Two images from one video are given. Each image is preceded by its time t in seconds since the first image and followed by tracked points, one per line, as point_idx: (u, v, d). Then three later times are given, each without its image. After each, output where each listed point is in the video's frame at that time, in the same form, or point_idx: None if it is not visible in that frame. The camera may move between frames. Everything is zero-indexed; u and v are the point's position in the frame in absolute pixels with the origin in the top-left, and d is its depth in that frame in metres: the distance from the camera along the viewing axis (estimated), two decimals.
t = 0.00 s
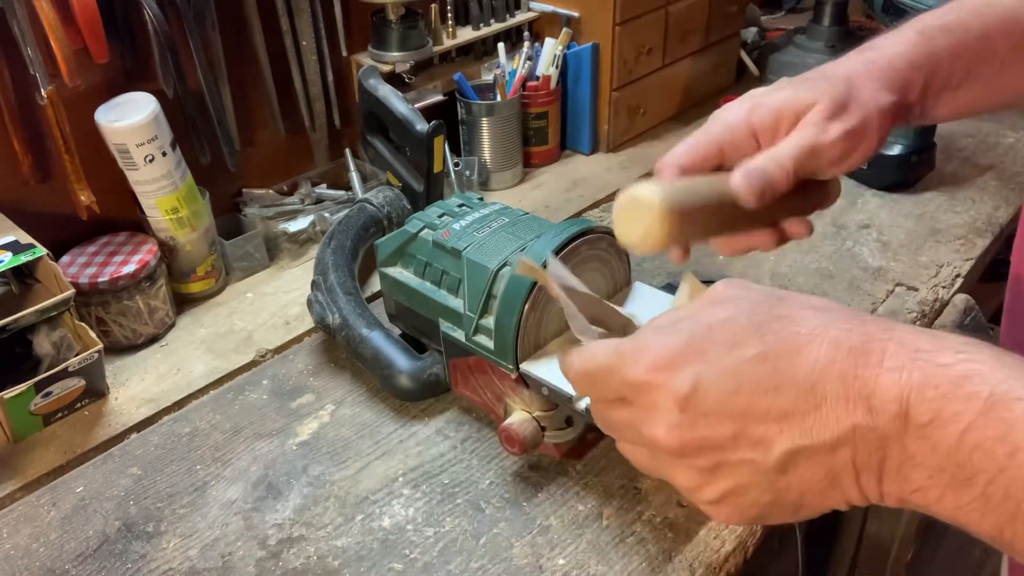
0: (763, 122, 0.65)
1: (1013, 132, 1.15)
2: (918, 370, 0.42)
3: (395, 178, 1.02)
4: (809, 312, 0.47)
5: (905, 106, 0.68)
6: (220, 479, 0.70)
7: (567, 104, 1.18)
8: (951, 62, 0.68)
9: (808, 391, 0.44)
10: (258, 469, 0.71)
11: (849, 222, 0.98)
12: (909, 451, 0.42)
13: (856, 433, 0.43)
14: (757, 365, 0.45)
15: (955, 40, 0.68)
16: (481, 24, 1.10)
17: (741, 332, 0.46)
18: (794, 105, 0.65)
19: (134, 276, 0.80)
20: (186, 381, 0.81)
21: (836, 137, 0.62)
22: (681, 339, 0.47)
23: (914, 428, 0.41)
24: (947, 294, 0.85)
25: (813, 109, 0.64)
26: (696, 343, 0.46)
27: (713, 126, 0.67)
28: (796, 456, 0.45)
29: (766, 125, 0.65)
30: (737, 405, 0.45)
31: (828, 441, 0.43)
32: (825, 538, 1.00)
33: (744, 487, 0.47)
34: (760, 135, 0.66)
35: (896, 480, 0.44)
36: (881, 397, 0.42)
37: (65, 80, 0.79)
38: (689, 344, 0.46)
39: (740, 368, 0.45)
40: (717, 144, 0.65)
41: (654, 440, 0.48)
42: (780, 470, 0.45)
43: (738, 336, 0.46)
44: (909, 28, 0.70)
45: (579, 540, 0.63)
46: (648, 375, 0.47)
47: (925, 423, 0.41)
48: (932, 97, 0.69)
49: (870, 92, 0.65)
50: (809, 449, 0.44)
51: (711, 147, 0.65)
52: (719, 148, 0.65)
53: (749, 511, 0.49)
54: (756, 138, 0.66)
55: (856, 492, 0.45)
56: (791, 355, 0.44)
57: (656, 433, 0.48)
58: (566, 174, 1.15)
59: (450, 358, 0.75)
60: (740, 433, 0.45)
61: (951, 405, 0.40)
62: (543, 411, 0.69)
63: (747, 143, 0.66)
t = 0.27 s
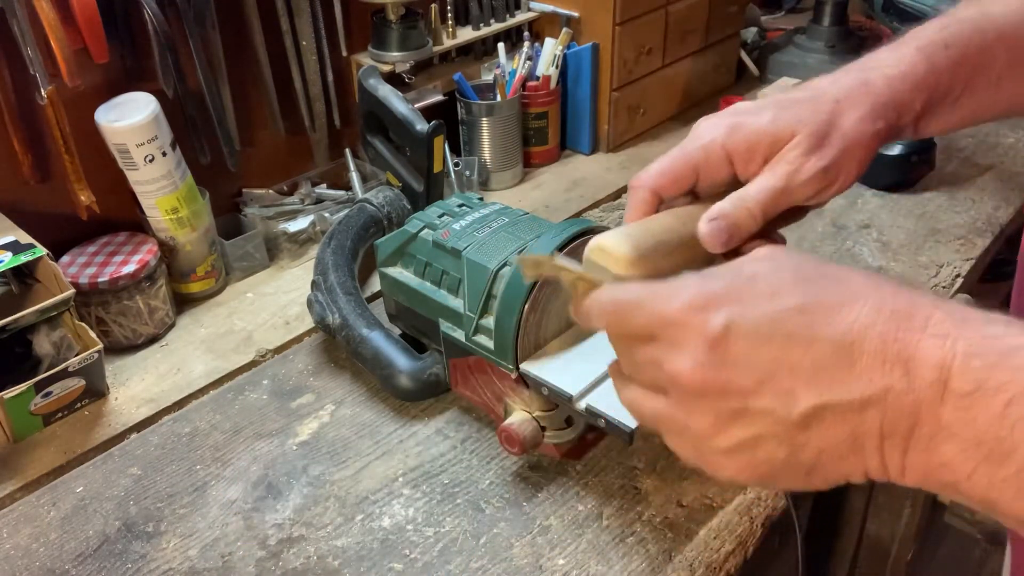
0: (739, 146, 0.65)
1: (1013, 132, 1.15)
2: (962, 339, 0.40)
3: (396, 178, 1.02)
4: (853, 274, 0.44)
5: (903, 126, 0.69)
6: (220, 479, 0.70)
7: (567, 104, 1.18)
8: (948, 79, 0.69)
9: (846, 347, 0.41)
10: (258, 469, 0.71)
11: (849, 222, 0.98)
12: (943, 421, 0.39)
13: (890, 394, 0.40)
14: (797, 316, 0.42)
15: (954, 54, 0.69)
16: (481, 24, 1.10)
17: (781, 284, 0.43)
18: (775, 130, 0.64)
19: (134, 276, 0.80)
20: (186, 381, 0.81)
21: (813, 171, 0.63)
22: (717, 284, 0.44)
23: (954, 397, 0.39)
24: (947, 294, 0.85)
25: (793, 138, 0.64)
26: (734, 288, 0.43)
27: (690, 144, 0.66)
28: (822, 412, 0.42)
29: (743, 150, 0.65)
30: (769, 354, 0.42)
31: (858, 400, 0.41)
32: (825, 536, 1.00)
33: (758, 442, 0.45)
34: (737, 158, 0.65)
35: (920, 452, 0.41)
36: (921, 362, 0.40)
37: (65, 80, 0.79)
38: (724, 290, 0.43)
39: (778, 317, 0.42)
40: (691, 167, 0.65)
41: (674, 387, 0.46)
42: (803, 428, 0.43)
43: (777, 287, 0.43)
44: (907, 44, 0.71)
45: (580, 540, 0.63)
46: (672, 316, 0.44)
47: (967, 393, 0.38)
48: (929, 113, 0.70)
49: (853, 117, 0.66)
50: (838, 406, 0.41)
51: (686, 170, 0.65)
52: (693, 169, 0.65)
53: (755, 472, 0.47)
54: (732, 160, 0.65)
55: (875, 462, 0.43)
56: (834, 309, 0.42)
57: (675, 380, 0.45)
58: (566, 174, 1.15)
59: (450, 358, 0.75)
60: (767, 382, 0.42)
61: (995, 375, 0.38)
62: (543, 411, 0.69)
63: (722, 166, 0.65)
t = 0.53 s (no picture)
0: (745, 145, 0.62)
1: (1013, 132, 1.15)
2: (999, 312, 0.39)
3: (396, 178, 1.02)
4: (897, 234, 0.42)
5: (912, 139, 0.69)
6: (220, 479, 0.70)
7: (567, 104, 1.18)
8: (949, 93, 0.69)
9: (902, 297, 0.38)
10: (257, 469, 0.71)
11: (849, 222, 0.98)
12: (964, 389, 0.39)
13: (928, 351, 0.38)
14: (860, 259, 0.39)
15: (951, 69, 0.70)
16: (481, 24, 1.10)
17: (843, 228, 0.40)
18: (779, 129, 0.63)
19: (134, 276, 0.80)
20: (186, 381, 0.81)
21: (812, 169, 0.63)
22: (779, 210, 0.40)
23: (981, 364, 0.38)
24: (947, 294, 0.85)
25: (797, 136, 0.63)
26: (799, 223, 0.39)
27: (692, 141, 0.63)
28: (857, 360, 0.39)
29: (748, 148, 0.62)
30: (825, 296, 0.38)
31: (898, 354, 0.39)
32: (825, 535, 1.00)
33: (774, 384, 0.42)
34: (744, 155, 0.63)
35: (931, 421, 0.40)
36: (957, 331, 0.38)
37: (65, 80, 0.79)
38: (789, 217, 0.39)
39: (839, 259, 0.38)
40: (699, 162, 0.61)
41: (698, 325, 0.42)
42: (834, 373, 0.40)
43: (838, 229, 0.39)
44: (903, 60, 0.72)
45: (579, 540, 0.63)
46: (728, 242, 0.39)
47: (995, 361, 0.38)
48: (941, 128, 0.70)
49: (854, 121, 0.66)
50: (876, 357, 0.39)
51: (694, 164, 0.61)
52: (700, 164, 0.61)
53: (756, 414, 0.44)
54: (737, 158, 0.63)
55: (879, 427, 0.41)
56: (893, 260, 0.39)
57: (703, 316, 0.41)
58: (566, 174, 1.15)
59: (450, 358, 0.75)
60: (815, 322, 0.39)
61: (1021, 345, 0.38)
62: (543, 411, 0.69)
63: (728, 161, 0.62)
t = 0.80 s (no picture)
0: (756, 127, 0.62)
1: (1013, 132, 1.15)
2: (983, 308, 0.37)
3: (396, 178, 1.02)
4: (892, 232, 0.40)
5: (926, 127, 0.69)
6: (220, 480, 0.70)
7: (567, 104, 1.18)
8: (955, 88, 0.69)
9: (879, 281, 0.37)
10: (258, 469, 0.71)
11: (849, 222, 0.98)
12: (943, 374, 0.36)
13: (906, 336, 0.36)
14: (843, 239, 0.37)
15: (958, 61, 0.70)
16: (481, 24, 1.10)
17: (826, 211, 0.38)
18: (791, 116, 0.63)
19: (134, 276, 0.80)
20: (186, 381, 0.81)
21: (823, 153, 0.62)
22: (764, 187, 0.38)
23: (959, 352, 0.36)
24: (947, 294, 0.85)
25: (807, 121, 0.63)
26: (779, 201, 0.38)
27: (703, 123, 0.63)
28: (828, 334, 0.37)
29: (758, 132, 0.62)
30: (801, 270, 0.36)
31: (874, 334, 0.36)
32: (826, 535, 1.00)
33: (744, 350, 0.39)
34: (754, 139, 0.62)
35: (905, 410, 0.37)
36: (943, 310, 0.37)
37: (65, 80, 0.79)
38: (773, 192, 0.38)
39: (821, 235, 0.37)
40: (711, 143, 0.61)
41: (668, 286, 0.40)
42: (806, 345, 0.37)
43: (819, 213, 0.38)
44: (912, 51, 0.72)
45: (579, 540, 0.63)
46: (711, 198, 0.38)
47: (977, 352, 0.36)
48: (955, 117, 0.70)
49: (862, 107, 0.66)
50: (852, 333, 0.36)
51: (705, 145, 0.60)
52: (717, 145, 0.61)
53: (719, 382, 0.41)
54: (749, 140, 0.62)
55: (850, 414, 0.38)
56: (879, 245, 0.38)
57: (678, 276, 0.39)
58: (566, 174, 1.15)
59: (450, 358, 0.75)
60: (792, 288, 0.37)
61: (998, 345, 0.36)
62: (543, 411, 0.69)
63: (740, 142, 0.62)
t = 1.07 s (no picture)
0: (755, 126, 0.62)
1: (1013, 132, 1.15)
2: (965, 319, 0.37)
3: (396, 178, 1.02)
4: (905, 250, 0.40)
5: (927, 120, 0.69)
6: (220, 479, 0.70)
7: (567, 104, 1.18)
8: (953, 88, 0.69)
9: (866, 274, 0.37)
10: (258, 469, 0.71)
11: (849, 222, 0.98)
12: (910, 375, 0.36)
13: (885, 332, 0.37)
14: (842, 232, 0.37)
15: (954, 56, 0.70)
16: (481, 24, 1.10)
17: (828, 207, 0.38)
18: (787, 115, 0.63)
19: (134, 276, 0.80)
20: (186, 381, 0.81)
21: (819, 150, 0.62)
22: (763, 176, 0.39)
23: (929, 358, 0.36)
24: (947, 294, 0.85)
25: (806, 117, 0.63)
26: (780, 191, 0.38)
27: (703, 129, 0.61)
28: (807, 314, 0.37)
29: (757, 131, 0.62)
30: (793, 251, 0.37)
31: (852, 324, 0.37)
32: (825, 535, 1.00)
33: (723, 322, 0.39)
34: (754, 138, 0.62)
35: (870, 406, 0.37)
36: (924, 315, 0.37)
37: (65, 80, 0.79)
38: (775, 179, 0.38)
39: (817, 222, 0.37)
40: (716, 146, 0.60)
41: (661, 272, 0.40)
42: (788, 323, 0.37)
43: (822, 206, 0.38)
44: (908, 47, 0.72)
45: (579, 540, 0.63)
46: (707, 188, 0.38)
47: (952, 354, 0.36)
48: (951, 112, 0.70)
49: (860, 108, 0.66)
50: (834, 314, 0.37)
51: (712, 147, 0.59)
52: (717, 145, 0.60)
53: (695, 355, 0.41)
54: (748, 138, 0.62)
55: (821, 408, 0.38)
56: (877, 247, 0.38)
57: (673, 242, 0.39)
58: (566, 174, 1.15)
59: (450, 358, 0.75)
60: (784, 264, 0.37)
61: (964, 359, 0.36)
62: (543, 411, 0.69)
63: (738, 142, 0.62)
